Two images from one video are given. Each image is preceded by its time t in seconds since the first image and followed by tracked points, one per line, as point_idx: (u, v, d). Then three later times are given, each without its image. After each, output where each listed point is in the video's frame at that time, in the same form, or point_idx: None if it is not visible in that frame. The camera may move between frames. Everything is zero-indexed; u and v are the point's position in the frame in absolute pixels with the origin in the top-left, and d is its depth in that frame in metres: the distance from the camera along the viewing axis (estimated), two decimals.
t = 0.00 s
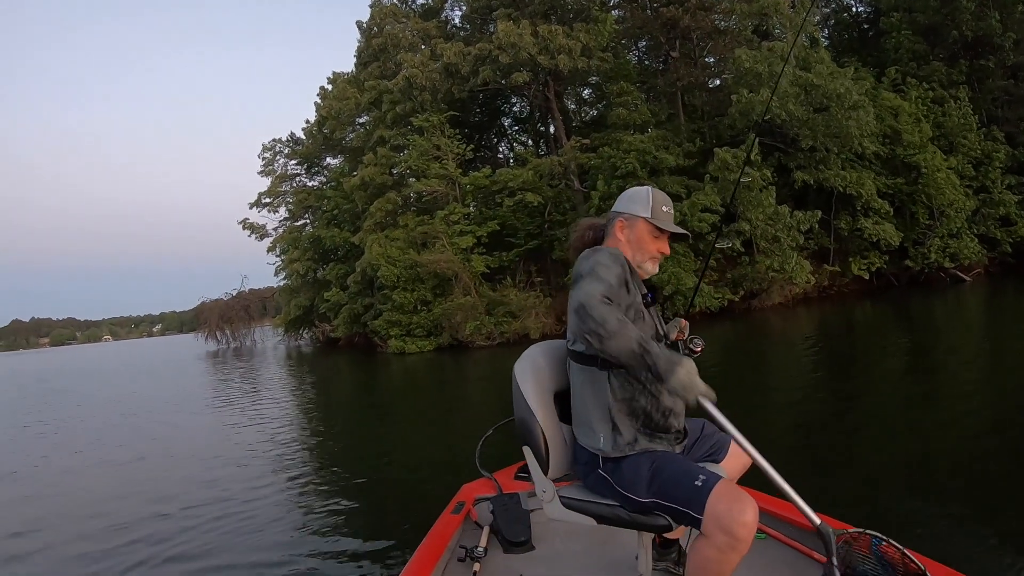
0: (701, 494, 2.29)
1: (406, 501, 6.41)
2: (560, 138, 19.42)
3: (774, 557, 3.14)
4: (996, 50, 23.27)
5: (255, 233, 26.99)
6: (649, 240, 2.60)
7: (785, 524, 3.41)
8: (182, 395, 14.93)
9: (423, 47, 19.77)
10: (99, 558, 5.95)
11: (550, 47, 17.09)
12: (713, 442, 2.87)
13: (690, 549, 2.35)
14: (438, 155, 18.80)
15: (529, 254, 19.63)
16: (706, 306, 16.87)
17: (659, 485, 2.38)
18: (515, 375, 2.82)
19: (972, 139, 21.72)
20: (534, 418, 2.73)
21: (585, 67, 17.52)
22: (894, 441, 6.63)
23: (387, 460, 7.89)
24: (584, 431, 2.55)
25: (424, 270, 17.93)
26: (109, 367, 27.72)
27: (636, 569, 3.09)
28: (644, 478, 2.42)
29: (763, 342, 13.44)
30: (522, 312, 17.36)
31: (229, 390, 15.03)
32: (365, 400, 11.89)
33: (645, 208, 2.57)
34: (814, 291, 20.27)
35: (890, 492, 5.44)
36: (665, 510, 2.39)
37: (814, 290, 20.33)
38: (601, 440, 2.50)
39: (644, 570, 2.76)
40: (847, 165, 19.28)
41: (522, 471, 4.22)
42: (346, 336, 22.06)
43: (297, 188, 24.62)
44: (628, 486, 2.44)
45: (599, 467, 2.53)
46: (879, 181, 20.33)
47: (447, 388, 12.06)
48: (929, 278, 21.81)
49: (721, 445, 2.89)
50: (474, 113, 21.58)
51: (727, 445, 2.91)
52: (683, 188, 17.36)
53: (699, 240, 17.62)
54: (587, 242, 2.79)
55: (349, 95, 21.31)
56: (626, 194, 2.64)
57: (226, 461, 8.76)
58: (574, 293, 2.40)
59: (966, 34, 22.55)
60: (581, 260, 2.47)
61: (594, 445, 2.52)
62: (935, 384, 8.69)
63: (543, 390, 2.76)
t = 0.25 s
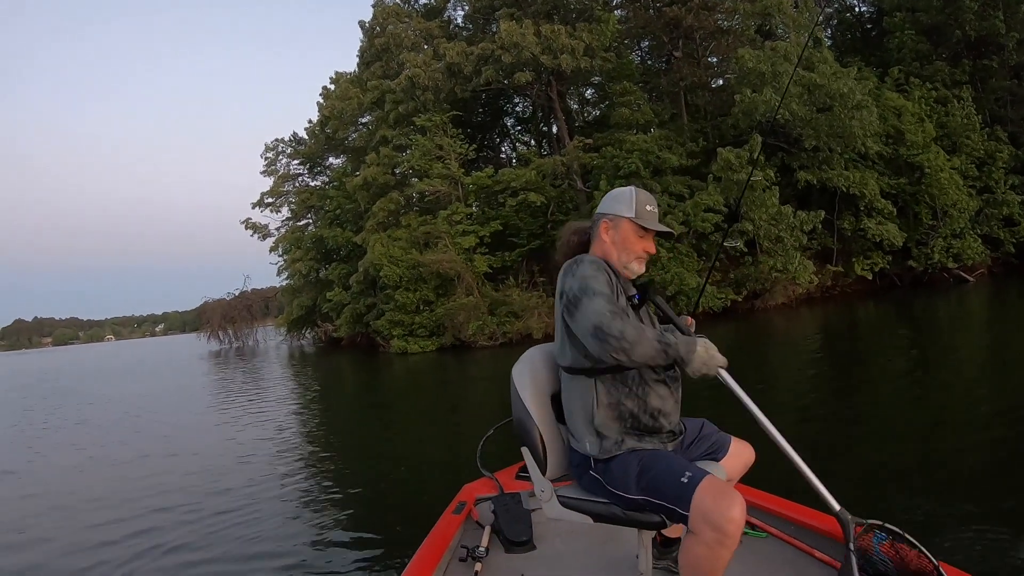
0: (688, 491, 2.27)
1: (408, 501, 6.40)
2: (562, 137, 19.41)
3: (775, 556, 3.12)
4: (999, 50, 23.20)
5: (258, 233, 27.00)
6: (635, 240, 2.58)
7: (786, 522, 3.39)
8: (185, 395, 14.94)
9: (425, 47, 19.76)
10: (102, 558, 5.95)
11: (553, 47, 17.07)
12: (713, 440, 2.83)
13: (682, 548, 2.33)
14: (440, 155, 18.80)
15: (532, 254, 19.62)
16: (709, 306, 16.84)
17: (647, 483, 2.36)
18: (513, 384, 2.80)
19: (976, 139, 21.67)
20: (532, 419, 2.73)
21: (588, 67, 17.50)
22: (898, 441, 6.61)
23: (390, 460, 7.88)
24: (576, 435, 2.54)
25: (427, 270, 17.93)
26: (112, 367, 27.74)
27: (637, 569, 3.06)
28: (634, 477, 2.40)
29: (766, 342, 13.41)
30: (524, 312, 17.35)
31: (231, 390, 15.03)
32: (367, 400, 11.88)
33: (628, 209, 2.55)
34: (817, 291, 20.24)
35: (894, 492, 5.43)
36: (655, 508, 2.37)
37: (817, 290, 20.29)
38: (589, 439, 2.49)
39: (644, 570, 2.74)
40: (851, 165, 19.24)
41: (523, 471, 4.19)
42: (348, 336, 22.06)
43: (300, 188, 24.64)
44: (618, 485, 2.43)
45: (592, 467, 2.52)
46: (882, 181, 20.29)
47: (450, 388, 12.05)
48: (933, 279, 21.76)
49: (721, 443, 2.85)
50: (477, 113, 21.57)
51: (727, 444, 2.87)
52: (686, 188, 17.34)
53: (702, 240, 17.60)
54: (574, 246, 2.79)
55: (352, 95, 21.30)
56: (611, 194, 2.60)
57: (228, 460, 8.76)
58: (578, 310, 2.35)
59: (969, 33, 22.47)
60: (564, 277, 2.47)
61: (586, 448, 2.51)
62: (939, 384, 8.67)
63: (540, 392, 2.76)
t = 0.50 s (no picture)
0: (695, 491, 2.26)
1: (410, 501, 6.39)
2: (565, 137, 19.39)
3: (776, 555, 3.11)
4: (1002, 51, 23.14)
5: (259, 233, 27.00)
6: (635, 241, 2.56)
7: (786, 521, 3.39)
8: (187, 394, 14.93)
9: (428, 47, 19.75)
10: (104, 556, 5.95)
11: (555, 47, 17.05)
12: (707, 438, 2.81)
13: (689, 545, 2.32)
14: (442, 154, 18.79)
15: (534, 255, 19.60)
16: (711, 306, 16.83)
17: (653, 484, 2.33)
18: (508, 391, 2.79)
19: (979, 140, 21.63)
20: (528, 426, 2.71)
21: (591, 67, 17.48)
22: (901, 442, 6.59)
23: (391, 459, 7.88)
24: (578, 442, 2.50)
25: (429, 270, 17.92)
26: (114, 365, 27.75)
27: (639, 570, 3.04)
28: (638, 478, 2.37)
29: (769, 343, 13.39)
30: (526, 312, 17.33)
31: (233, 389, 15.02)
32: (368, 400, 11.88)
33: (630, 208, 2.53)
34: (819, 292, 20.20)
35: (897, 493, 5.42)
36: (660, 508, 2.35)
37: (819, 291, 20.26)
38: (589, 445, 2.46)
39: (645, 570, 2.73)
40: (853, 166, 19.20)
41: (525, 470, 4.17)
42: (350, 336, 22.05)
43: (302, 187, 24.64)
44: (623, 487, 2.39)
45: (594, 470, 2.48)
46: (885, 182, 20.25)
47: (451, 388, 12.04)
48: (935, 280, 21.71)
49: (715, 441, 2.84)
50: (479, 113, 21.56)
51: (720, 442, 2.86)
52: (688, 188, 17.32)
53: (705, 240, 17.56)
54: (571, 244, 2.77)
55: (354, 94, 21.29)
56: (608, 195, 2.59)
57: (230, 459, 8.75)
58: (627, 345, 2.30)
59: (972, 34, 22.41)
60: (585, 308, 2.40)
61: (586, 453, 2.47)
62: (941, 385, 8.65)
63: (534, 399, 2.75)
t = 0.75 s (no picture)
0: (738, 489, 2.25)
1: (411, 500, 6.37)
2: (568, 137, 19.36)
3: (777, 556, 3.09)
4: (1006, 52, 23.08)
5: (261, 230, 27.00)
6: (654, 241, 2.54)
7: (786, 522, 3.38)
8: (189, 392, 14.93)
9: (431, 45, 19.73)
10: (104, 554, 5.93)
11: (558, 46, 17.03)
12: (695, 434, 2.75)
13: (724, 533, 2.36)
14: (445, 153, 18.77)
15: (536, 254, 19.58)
16: (714, 306, 16.79)
17: (693, 488, 2.27)
18: (507, 394, 2.55)
19: (982, 141, 21.57)
20: (533, 432, 2.49)
21: (594, 66, 17.47)
22: (905, 443, 6.57)
23: (393, 458, 7.86)
24: (601, 448, 2.32)
25: (431, 269, 17.90)
26: (116, 363, 27.78)
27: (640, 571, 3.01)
28: (675, 483, 2.27)
29: (771, 343, 13.35)
30: (528, 311, 17.30)
31: (234, 387, 15.01)
32: (370, 398, 11.86)
33: (653, 207, 2.51)
34: (822, 293, 20.17)
35: (901, 494, 5.39)
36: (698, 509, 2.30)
37: (822, 292, 20.23)
38: (615, 451, 2.30)
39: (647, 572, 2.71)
40: (857, 167, 19.16)
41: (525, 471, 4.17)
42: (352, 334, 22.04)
43: (304, 185, 24.65)
44: (658, 494, 2.28)
45: (621, 478, 2.32)
46: (888, 183, 20.21)
47: (453, 387, 12.02)
48: (938, 281, 21.66)
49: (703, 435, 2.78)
50: (482, 112, 21.54)
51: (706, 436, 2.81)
52: (691, 188, 17.30)
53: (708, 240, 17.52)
54: (587, 239, 2.68)
55: (356, 93, 21.27)
56: (623, 189, 2.59)
57: (231, 458, 8.73)
58: (677, 349, 2.25)
59: (976, 35, 22.34)
60: (639, 305, 2.25)
61: (611, 461, 2.31)
62: (945, 386, 8.61)
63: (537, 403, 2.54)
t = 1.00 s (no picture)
0: (755, 470, 2.31)
1: (411, 500, 6.35)
2: (570, 136, 19.33)
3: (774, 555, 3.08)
4: (1008, 52, 23.03)
5: (263, 230, 27.01)
6: (663, 242, 2.55)
7: (786, 523, 3.35)
8: (190, 392, 14.92)
9: (433, 45, 19.71)
10: (104, 554, 5.92)
11: (560, 45, 17.01)
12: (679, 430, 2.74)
13: (741, 512, 2.42)
14: (446, 153, 18.75)
15: (537, 254, 19.56)
16: (716, 307, 16.77)
17: (717, 478, 2.29)
18: (515, 398, 2.41)
19: (984, 142, 21.55)
20: (546, 439, 2.32)
21: (596, 66, 17.45)
22: (908, 444, 6.54)
23: (394, 458, 7.84)
24: (622, 453, 2.27)
25: (432, 268, 17.89)
26: (118, 362, 27.80)
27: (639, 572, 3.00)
28: (701, 476, 2.28)
29: (773, 344, 13.33)
30: (530, 311, 17.28)
31: (236, 387, 15.00)
32: (371, 398, 11.83)
33: (665, 209, 2.53)
34: (824, 293, 20.15)
35: (903, 494, 5.37)
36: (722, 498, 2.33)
37: (824, 292, 20.21)
38: (638, 455, 2.26)
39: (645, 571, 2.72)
40: (859, 167, 19.13)
41: (524, 473, 4.17)
42: (353, 334, 22.05)
43: (306, 185, 24.68)
44: (687, 490, 2.27)
45: (644, 481, 2.27)
46: (890, 183, 20.17)
47: (454, 387, 12.00)
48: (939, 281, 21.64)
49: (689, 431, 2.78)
50: (484, 111, 21.54)
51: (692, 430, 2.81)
52: (693, 188, 17.28)
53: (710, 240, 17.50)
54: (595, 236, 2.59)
55: (358, 92, 21.27)
56: (630, 193, 2.61)
57: (232, 457, 8.71)
58: (696, 350, 2.32)
59: (979, 35, 22.27)
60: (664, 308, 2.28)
61: (635, 465, 2.26)
62: (947, 387, 8.58)
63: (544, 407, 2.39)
